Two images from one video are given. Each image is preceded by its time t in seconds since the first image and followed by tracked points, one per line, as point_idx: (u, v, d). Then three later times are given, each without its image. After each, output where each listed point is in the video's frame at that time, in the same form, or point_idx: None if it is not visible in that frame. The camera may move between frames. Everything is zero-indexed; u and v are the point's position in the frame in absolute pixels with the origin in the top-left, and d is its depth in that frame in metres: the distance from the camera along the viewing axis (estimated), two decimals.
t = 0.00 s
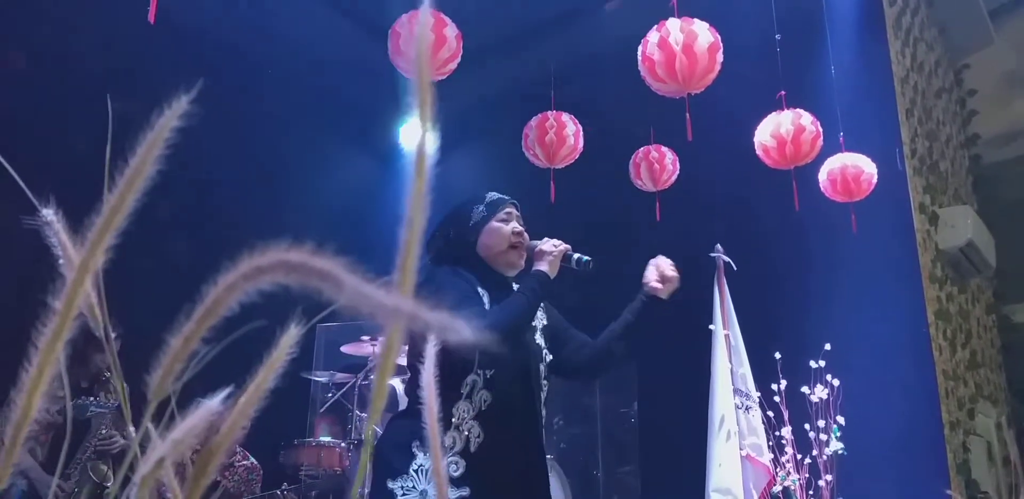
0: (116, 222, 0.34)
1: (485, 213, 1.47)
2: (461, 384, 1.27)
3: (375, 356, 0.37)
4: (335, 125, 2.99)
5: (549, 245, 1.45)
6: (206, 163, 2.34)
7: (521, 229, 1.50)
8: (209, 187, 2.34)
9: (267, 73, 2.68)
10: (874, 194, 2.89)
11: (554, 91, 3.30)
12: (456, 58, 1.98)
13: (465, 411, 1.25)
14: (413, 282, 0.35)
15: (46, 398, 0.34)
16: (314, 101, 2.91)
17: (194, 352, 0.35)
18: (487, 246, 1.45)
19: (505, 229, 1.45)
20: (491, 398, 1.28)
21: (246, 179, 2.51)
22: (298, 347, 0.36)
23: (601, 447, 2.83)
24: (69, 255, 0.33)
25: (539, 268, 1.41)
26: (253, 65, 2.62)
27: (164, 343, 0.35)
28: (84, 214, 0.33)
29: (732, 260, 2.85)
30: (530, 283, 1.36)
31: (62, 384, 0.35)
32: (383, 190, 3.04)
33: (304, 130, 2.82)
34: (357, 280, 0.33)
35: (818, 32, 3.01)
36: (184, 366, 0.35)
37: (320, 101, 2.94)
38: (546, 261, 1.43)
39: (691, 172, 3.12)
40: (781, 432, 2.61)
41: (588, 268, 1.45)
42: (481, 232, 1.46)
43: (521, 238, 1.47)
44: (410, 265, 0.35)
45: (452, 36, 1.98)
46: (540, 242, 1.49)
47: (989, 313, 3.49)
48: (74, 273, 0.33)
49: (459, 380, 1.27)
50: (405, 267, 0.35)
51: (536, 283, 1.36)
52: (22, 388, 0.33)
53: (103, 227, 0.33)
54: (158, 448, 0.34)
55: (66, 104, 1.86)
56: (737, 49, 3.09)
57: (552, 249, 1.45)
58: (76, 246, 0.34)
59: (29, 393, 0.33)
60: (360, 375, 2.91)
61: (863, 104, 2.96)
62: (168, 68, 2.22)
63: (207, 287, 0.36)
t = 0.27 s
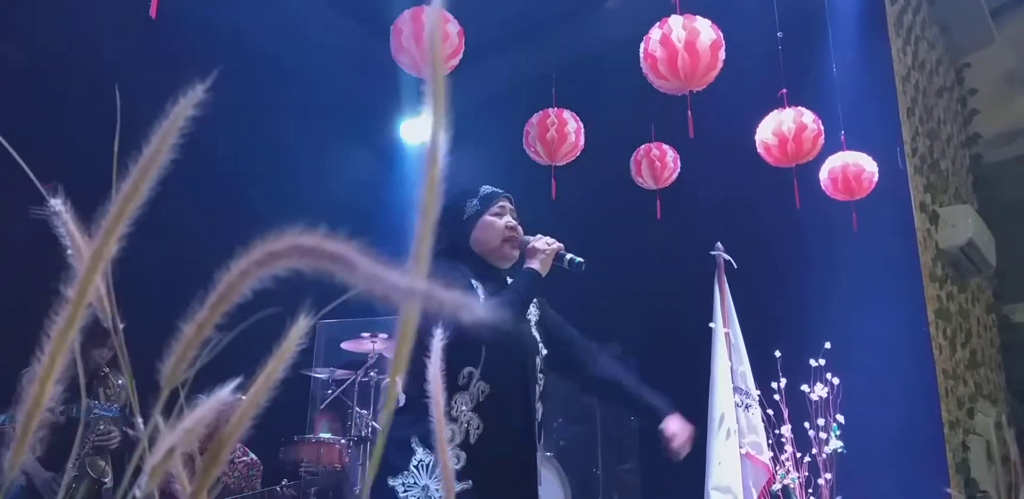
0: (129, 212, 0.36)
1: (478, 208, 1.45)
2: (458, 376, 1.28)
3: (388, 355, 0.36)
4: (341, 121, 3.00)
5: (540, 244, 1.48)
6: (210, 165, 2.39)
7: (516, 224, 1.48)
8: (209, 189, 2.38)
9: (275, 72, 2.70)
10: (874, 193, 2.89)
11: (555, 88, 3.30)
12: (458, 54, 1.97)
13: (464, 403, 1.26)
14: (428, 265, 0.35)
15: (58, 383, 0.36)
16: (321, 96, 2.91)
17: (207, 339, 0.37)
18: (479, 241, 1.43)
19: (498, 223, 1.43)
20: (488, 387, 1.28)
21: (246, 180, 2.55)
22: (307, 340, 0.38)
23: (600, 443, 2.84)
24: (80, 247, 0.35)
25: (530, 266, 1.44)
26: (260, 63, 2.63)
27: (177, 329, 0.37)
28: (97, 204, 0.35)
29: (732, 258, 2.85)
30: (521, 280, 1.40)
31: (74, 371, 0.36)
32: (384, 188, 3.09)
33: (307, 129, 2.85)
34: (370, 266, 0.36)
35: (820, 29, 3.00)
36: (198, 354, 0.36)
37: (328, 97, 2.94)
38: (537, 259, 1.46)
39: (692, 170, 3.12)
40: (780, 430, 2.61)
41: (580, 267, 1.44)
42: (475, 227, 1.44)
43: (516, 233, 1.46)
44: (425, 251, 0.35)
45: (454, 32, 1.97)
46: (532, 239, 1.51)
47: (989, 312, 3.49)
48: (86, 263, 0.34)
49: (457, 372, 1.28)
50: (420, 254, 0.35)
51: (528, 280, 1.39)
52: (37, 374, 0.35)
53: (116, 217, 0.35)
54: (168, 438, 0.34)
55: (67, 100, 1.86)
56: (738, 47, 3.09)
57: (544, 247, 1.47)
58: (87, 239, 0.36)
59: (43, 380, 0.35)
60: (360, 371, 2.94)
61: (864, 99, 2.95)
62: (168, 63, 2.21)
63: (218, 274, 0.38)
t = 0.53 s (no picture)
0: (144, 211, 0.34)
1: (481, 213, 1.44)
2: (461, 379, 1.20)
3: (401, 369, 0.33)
4: (340, 124, 3.09)
5: (543, 243, 1.48)
6: (220, 163, 2.46)
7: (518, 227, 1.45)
8: (220, 185, 2.44)
9: (271, 79, 2.76)
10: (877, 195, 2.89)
11: (558, 89, 3.31)
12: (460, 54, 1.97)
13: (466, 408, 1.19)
14: (444, 267, 0.32)
15: (73, 385, 0.34)
16: (321, 100, 3.02)
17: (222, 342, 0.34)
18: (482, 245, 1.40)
19: (502, 227, 1.40)
20: (492, 394, 1.22)
21: (253, 180, 2.62)
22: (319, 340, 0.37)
23: (604, 443, 2.89)
24: (93, 246, 0.33)
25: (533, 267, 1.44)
26: (261, 66, 2.72)
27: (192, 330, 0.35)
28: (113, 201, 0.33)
29: (734, 260, 2.85)
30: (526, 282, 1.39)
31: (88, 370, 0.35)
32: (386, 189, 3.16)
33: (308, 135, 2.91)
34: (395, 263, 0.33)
35: (823, 30, 3.00)
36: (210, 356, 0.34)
37: (326, 101, 3.04)
38: (539, 259, 1.46)
39: (694, 171, 3.13)
40: (783, 432, 2.62)
41: (583, 267, 1.45)
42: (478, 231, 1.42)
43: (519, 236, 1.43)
44: (442, 251, 0.32)
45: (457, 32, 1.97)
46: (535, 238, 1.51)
47: (992, 314, 3.49)
48: (101, 264, 0.32)
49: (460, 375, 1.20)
50: (437, 254, 0.32)
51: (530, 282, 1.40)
52: (50, 375, 0.33)
53: (132, 216, 0.33)
54: (180, 440, 0.34)
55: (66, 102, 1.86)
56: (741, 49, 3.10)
57: (547, 247, 1.47)
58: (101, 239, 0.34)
59: (57, 382, 0.33)
60: (362, 372, 2.94)
61: (868, 99, 2.93)
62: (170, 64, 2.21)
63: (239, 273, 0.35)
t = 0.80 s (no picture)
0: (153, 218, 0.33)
1: (492, 210, 1.43)
2: (470, 381, 1.17)
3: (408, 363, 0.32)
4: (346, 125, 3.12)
5: (559, 251, 1.43)
6: (223, 168, 2.52)
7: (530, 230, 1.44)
8: (224, 190, 2.50)
9: (275, 86, 2.80)
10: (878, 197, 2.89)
11: (560, 92, 3.32)
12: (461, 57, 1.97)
13: (477, 409, 1.16)
14: (451, 275, 0.30)
15: (79, 392, 0.33)
16: (328, 101, 3.04)
17: (232, 348, 0.34)
18: (493, 246, 1.40)
19: (512, 227, 1.40)
20: (503, 394, 1.19)
21: (258, 181, 2.66)
22: (323, 345, 0.37)
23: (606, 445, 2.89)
24: (101, 253, 0.32)
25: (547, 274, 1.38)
26: (268, 71, 2.77)
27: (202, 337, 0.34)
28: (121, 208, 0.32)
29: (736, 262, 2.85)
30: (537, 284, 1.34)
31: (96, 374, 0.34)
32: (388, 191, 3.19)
33: (311, 140, 2.95)
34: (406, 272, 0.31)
35: (825, 32, 3.00)
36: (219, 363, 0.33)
37: (333, 102, 3.07)
38: (555, 266, 1.40)
39: (695, 174, 3.13)
40: (784, 435, 2.62)
41: (599, 274, 1.41)
42: (489, 230, 1.41)
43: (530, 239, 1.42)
44: (448, 260, 0.31)
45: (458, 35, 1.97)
46: (549, 246, 1.46)
47: (993, 316, 3.49)
48: (108, 271, 0.31)
49: (469, 377, 1.17)
50: (442, 263, 0.30)
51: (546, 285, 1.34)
52: (57, 383, 0.32)
53: (140, 224, 0.32)
54: (185, 448, 0.33)
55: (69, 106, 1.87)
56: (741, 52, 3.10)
57: (562, 255, 1.42)
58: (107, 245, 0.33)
59: (64, 389, 0.33)
60: (364, 375, 2.94)
61: (868, 103, 2.94)
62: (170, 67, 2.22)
63: (247, 281, 0.35)
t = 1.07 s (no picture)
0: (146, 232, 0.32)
1: (494, 219, 1.41)
2: (474, 392, 1.20)
3: (404, 369, 0.32)
4: (341, 135, 3.19)
5: (558, 250, 1.41)
6: (224, 177, 2.58)
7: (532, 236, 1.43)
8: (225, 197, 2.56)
9: (268, 97, 2.86)
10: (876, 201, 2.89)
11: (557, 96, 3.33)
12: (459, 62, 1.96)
13: (479, 420, 1.18)
14: (441, 291, 0.30)
15: (70, 405, 0.33)
16: (325, 112, 3.12)
17: (220, 363, 0.34)
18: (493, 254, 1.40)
19: (514, 236, 1.39)
20: (505, 405, 1.19)
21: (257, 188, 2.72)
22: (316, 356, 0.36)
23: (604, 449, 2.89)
24: (94, 266, 0.32)
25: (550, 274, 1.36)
26: (267, 84, 2.87)
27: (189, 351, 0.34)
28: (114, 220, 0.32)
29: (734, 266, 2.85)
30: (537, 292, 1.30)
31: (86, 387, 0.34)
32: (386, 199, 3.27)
33: (307, 149, 3.00)
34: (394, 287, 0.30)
35: (821, 36, 3.00)
36: (208, 378, 0.33)
37: (330, 113, 3.15)
38: (557, 267, 1.38)
39: (693, 178, 3.14)
40: (783, 439, 2.61)
41: (600, 276, 1.40)
42: (491, 239, 1.40)
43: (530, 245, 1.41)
44: (439, 273, 0.30)
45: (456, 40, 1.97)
46: (549, 247, 1.45)
47: (991, 319, 3.49)
48: (101, 286, 0.31)
49: (473, 387, 1.20)
50: (433, 276, 0.30)
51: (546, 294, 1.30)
52: (50, 395, 0.32)
53: (132, 237, 0.32)
54: (177, 460, 0.33)
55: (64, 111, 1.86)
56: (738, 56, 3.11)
57: (562, 255, 1.40)
58: (102, 257, 0.33)
59: (56, 401, 0.32)
60: (361, 380, 2.93)
61: (866, 107, 2.94)
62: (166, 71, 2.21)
63: (235, 296, 0.34)
